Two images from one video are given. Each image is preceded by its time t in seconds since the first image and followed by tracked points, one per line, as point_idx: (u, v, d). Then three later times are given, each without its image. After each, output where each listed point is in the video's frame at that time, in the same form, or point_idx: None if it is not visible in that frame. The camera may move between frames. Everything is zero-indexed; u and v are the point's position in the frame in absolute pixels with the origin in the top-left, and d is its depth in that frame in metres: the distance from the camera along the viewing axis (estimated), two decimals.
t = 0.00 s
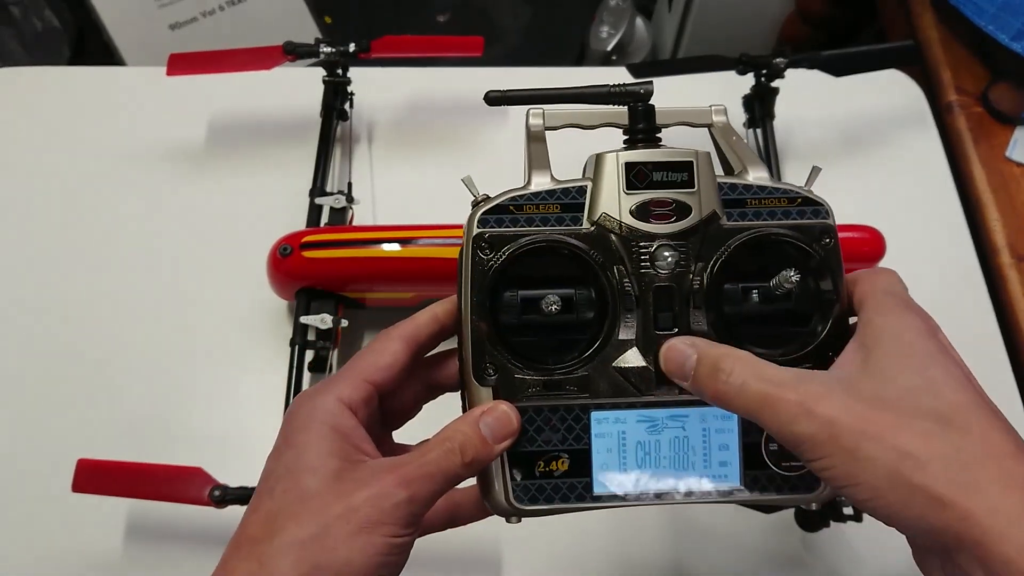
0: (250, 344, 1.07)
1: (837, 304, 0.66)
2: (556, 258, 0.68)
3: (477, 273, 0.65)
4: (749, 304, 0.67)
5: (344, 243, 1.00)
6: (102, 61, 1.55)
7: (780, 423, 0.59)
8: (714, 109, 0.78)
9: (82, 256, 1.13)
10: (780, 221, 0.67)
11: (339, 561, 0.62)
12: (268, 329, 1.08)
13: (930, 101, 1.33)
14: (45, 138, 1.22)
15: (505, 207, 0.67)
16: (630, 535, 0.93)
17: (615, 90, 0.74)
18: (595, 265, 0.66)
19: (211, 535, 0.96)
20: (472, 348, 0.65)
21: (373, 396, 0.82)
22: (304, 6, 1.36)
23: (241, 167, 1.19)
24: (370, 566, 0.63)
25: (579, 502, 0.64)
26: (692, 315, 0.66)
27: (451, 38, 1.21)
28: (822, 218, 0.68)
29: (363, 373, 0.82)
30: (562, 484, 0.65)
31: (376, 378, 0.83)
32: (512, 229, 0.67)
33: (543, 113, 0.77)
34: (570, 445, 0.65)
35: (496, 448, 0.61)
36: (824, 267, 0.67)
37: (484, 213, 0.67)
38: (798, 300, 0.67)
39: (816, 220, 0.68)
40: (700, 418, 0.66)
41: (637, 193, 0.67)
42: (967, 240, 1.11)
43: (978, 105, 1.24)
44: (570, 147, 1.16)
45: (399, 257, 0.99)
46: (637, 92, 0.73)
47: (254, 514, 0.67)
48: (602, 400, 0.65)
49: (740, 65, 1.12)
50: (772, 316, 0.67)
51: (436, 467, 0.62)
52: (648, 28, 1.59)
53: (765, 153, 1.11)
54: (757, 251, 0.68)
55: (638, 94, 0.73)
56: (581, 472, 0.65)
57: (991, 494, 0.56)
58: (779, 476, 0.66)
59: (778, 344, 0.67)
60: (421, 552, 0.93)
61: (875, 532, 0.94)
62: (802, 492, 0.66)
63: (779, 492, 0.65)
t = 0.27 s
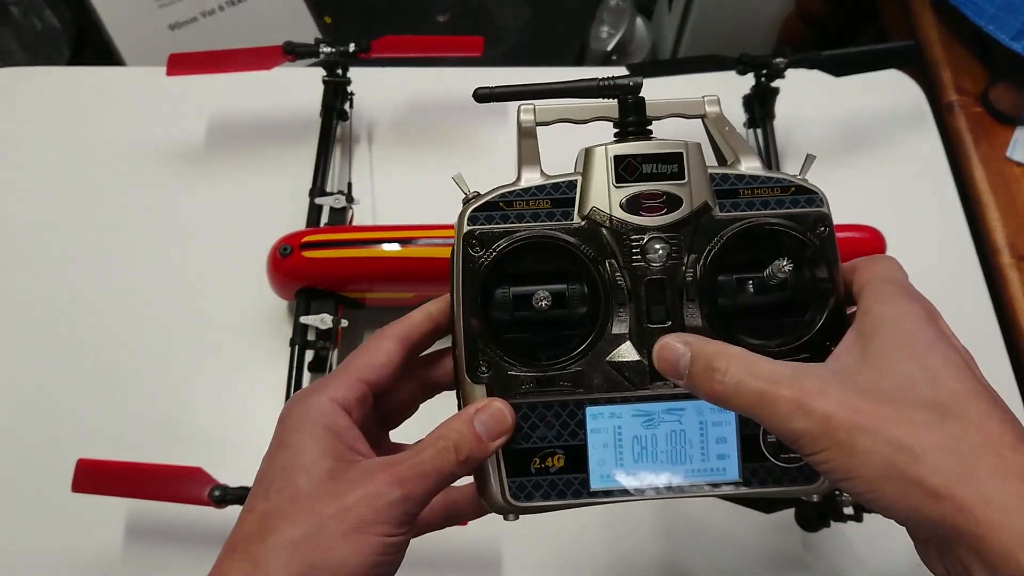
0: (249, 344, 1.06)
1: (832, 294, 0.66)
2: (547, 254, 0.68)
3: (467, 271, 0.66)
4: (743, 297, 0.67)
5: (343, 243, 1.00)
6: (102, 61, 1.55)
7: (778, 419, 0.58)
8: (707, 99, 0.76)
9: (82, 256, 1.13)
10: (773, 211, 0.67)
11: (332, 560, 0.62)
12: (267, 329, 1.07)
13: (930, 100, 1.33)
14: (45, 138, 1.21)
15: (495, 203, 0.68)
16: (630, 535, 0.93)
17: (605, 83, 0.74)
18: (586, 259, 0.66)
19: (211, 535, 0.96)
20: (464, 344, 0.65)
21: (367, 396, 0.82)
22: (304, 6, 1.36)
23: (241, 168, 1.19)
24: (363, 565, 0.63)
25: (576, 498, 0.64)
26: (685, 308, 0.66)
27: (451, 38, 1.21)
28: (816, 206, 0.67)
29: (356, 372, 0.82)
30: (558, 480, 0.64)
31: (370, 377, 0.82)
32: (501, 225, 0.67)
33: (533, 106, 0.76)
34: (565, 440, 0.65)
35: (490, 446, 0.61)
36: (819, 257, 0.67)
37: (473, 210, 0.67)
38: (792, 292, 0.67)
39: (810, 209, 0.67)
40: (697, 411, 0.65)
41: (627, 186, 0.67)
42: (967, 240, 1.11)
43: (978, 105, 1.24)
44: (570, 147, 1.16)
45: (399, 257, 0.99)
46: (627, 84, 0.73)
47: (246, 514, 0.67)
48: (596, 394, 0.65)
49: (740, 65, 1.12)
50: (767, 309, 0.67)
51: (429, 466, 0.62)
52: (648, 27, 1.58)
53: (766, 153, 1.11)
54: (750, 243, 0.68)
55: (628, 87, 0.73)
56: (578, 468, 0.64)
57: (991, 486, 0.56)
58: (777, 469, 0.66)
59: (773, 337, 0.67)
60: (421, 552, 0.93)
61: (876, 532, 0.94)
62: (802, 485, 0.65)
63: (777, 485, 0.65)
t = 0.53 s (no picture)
0: (250, 344, 1.06)
1: (841, 287, 0.66)
2: (552, 248, 0.68)
3: (472, 265, 0.66)
4: (749, 291, 0.67)
5: (344, 243, 1.00)
6: (102, 62, 1.55)
7: (783, 415, 0.59)
8: (712, 93, 0.76)
9: (82, 256, 1.13)
10: (779, 204, 0.67)
11: (337, 557, 0.62)
12: (267, 329, 1.07)
13: (930, 100, 1.32)
14: (45, 138, 1.21)
15: (500, 197, 0.67)
16: (630, 534, 0.93)
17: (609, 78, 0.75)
18: (591, 254, 0.66)
19: (211, 535, 0.96)
20: (469, 339, 0.65)
21: (372, 393, 0.82)
22: (303, 6, 1.35)
23: (240, 168, 1.19)
24: (368, 562, 0.63)
25: (582, 494, 0.64)
26: (690, 303, 0.66)
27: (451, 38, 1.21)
28: (823, 199, 0.67)
29: (360, 370, 0.81)
30: (563, 477, 0.65)
31: (374, 374, 0.82)
32: (506, 220, 0.67)
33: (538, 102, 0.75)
34: (570, 437, 0.65)
35: (495, 443, 0.61)
36: (828, 249, 0.66)
37: (478, 204, 0.67)
38: (798, 286, 0.67)
39: (817, 202, 0.67)
40: (704, 406, 0.66)
41: (633, 179, 0.67)
42: (967, 240, 1.11)
43: (978, 104, 1.24)
44: (570, 147, 1.16)
45: (399, 257, 0.99)
46: (632, 77, 0.73)
47: (250, 512, 0.67)
48: (602, 389, 0.65)
49: (740, 65, 1.12)
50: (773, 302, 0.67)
51: (434, 462, 0.62)
52: (648, 28, 1.58)
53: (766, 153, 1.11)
54: (757, 236, 0.68)
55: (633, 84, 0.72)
56: (583, 464, 0.65)
57: (1001, 484, 0.55)
58: (783, 464, 0.66)
59: (779, 331, 0.67)
60: (421, 552, 0.93)
61: (876, 532, 0.94)
62: (809, 480, 0.65)
63: (783, 480, 0.66)
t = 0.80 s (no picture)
0: (250, 344, 1.06)
1: (843, 289, 0.66)
2: (553, 250, 0.68)
3: (473, 268, 0.66)
4: (750, 294, 0.67)
5: (345, 243, 1.00)
6: (102, 62, 1.55)
7: (781, 426, 0.60)
8: (714, 95, 0.76)
9: (82, 256, 1.13)
10: (780, 206, 0.67)
11: (341, 559, 0.62)
12: (267, 329, 1.07)
13: (930, 101, 1.33)
14: (45, 138, 1.21)
15: (500, 201, 0.68)
16: (630, 535, 0.93)
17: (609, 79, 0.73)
18: (592, 256, 0.66)
19: (211, 535, 0.96)
20: (470, 342, 0.65)
21: (375, 395, 0.82)
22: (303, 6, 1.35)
23: (240, 167, 1.19)
24: (372, 565, 0.63)
25: (584, 497, 0.64)
26: (690, 305, 0.66)
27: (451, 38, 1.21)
28: (824, 200, 0.67)
29: (363, 372, 0.82)
30: (564, 479, 0.65)
31: (377, 376, 0.82)
32: (507, 223, 0.67)
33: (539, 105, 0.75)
34: (572, 440, 0.65)
35: (497, 445, 0.61)
36: (830, 251, 0.66)
37: (478, 207, 0.68)
38: (800, 287, 0.66)
39: (818, 204, 0.67)
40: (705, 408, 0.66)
41: (633, 181, 0.67)
42: (967, 240, 1.11)
43: (978, 105, 1.24)
44: (570, 148, 1.16)
45: (399, 257, 0.99)
46: (632, 80, 0.72)
47: (256, 514, 0.68)
48: (603, 391, 0.65)
49: (740, 65, 1.12)
50: (775, 304, 0.67)
51: (437, 464, 0.62)
52: (648, 28, 1.59)
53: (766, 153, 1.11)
54: (759, 239, 0.68)
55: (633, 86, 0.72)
56: (584, 467, 0.64)
57: (996, 491, 0.55)
58: (785, 466, 0.66)
59: (780, 333, 0.67)
60: (422, 552, 0.93)
61: (876, 532, 0.94)
62: (812, 482, 0.65)
63: (786, 482, 0.65)
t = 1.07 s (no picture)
0: (250, 345, 1.06)
1: (842, 290, 0.66)
2: (550, 253, 0.67)
3: (470, 271, 0.66)
4: (749, 295, 0.67)
5: (347, 243, 1.00)
6: (102, 62, 1.55)
7: (775, 436, 0.60)
8: (713, 92, 0.76)
9: (82, 256, 1.13)
10: (777, 207, 0.67)
11: (339, 559, 0.62)
12: (267, 329, 1.08)
13: (930, 101, 1.33)
14: (45, 138, 1.21)
15: (497, 204, 0.68)
16: (630, 535, 0.93)
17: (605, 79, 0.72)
18: (589, 259, 0.66)
19: (211, 535, 0.96)
20: (467, 344, 0.66)
21: (373, 396, 0.82)
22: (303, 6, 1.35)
23: (240, 167, 1.19)
24: (370, 565, 0.63)
25: (582, 498, 0.65)
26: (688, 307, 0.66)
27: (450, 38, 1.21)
28: (822, 200, 0.67)
29: (361, 374, 0.82)
30: (562, 481, 0.65)
31: (375, 378, 0.82)
32: (503, 226, 0.67)
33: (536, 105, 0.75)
34: (569, 442, 0.65)
35: (495, 446, 0.61)
36: (828, 252, 0.66)
37: (475, 211, 0.68)
38: (799, 289, 0.66)
39: (816, 205, 0.67)
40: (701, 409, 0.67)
41: (629, 184, 0.67)
42: (966, 240, 1.11)
43: (978, 105, 1.24)
44: (570, 148, 1.16)
45: (399, 257, 0.99)
46: (628, 80, 0.71)
47: (255, 515, 0.68)
48: (600, 393, 0.65)
49: (740, 65, 1.12)
50: (773, 305, 0.67)
51: (435, 464, 0.62)
52: (648, 28, 1.60)
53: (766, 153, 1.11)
54: (756, 240, 0.68)
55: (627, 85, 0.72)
56: (582, 469, 0.65)
57: (987, 501, 0.55)
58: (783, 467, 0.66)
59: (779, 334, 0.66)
60: (422, 552, 0.93)
61: (876, 532, 0.94)
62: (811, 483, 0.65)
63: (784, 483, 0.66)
